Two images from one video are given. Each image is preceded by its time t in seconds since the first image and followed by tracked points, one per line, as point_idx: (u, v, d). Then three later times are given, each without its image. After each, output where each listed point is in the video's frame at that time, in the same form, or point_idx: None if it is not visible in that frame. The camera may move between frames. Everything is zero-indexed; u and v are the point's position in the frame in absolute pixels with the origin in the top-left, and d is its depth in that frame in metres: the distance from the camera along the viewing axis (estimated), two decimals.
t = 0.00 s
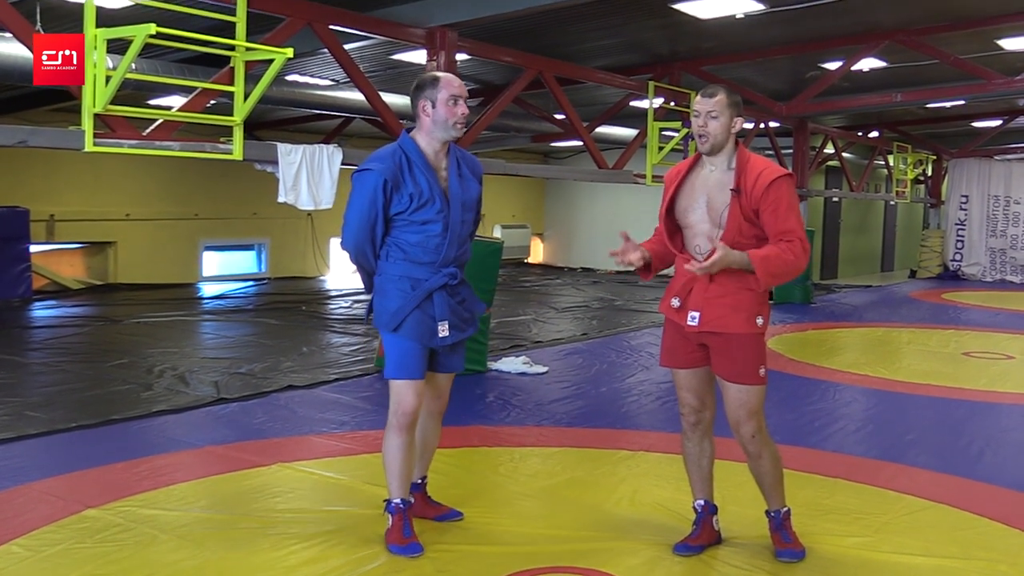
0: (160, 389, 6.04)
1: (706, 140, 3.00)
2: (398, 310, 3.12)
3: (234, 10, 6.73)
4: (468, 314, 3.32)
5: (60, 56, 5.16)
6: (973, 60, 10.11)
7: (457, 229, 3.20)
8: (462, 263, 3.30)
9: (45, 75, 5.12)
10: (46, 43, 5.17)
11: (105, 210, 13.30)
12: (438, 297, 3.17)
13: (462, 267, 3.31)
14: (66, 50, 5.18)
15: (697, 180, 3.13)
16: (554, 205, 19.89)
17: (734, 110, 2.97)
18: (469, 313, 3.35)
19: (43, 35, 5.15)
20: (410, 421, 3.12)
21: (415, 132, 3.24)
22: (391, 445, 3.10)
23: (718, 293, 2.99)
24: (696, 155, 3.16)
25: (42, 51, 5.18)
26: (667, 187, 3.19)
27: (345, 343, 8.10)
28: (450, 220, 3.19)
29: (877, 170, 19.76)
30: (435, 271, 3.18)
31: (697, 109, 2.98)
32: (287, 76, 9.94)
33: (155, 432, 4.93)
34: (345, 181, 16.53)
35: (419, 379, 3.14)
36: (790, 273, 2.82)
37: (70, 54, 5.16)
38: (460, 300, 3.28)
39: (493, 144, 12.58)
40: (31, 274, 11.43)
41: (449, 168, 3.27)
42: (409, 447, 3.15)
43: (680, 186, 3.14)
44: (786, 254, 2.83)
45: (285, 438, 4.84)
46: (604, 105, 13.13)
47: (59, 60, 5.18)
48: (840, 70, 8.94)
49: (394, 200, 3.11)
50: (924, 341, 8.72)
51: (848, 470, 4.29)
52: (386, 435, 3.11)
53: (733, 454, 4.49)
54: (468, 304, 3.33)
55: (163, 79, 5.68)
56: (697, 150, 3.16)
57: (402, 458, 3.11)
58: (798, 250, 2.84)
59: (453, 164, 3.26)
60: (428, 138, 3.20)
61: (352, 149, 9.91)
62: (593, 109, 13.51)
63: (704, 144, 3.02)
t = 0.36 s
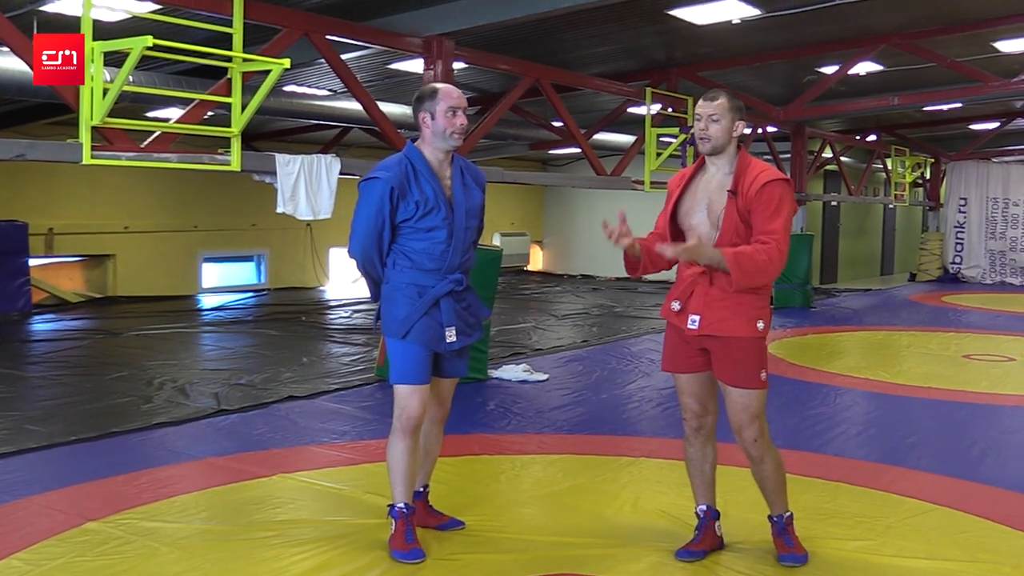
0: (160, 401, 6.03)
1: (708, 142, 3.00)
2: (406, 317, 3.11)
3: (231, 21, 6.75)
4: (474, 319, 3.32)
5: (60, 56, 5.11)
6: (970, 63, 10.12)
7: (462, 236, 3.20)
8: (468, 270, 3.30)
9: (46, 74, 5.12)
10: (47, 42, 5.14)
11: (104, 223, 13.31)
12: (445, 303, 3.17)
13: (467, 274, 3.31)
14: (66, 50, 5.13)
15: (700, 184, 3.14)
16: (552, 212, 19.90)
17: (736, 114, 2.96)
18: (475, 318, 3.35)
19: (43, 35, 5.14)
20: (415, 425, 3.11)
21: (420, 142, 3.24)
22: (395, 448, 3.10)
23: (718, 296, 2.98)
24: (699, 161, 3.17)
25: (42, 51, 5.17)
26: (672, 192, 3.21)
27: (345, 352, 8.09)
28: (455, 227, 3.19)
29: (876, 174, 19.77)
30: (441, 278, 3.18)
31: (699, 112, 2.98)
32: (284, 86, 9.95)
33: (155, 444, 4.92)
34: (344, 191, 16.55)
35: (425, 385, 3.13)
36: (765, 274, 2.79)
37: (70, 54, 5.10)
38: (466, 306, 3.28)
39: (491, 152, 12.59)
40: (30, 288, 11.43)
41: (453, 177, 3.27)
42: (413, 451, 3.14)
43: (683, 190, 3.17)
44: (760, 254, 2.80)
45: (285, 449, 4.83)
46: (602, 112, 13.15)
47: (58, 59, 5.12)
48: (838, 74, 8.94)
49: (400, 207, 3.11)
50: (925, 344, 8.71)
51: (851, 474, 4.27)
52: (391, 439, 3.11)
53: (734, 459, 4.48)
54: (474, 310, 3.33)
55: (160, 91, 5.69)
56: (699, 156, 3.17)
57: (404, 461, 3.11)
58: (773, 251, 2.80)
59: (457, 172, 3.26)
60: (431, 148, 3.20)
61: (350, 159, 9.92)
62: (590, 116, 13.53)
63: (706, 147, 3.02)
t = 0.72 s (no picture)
0: (161, 406, 6.02)
1: (704, 142, 3.01)
2: (410, 318, 3.12)
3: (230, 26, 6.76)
4: (478, 322, 3.32)
5: (60, 56, 5.09)
6: (969, 64, 10.12)
7: (469, 239, 3.21)
8: (473, 273, 3.30)
9: (46, 74, 5.13)
10: (47, 42, 5.11)
11: (104, 228, 13.31)
12: (449, 305, 3.17)
13: (472, 276, 3.31)
14: (66, 50, 5.10)
15: (696, 188, 3.12)
16: (553, 215, 19.91)
17: (732, 115, 2.98)
18: (479, 321, 3.35)
19: (43, 35, 5.10)
20: (415, 427, 3.11)
21: (427, 145, 3.25)
22: (395, 449, 3.10)
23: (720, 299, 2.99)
24: (693, 165, 3.16)
25: (42, 52, 5.14)
26: (666, 198, 3.18)
27: (346, 356, 8.08)
28: (461, 229, 3.19)
29: (875, 175, 19.77)
30: (446, 279, 3.18)
31: (696, 111, 2.98)
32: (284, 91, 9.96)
33: (156, 449, 4.92)
34: (344, 195, 16.56)
35: (427, 385, 3.13)
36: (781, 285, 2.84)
37: (70, 55, 5.09)
38: (470, 308, 3.29)
39: (490, 156, 12.59)
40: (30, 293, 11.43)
41: (461, 180, 3.27)
42: (413, 453, 3.14)
43: (679, 195, 3.14)
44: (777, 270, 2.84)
45: (287, 453, 4.82)
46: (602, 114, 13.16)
47: (59, 59, 5.10)
48: (837, 76, 8.95)
49: (408, 209, 3.11)
50: (926, 345, 8.70)
51: (853, 475, 4.26)
52: (391, 440, 3.12)
53: (736, 460, 4.47)
54: (479, 312, 3.33)
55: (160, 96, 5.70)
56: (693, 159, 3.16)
57: (404, 463, 3.11)
58: (784, 261, 2.84)
59: (464, 176, 3.26)
60: (438, 151, 3.21)
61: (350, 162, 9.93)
62: (590, 119, 13.54)
63: (702, 147, 3.02)
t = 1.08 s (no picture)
0: (164, 406, 6.03)
1: (704, 142, 3.00)
2: (413, 316, 3.12)
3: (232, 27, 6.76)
4: (481, 321, 3.32)
5: (60, 56, 5.15)
6: (972, 61, 10.10)
7: (472, 237, 3.20)
8: (476, 272, 3.29)
9: (45, 74, 5.17)
10: (46, 42, 5.15)
11: (107, 229, 13.33)
12: (452, 304, 3.17)
13: (476, 276, 3.31)
14: (66, 50, 5.17)
15: (697, 186, 3.11)
16: (555, 214, 19.91)
17: (731, 114, 2.98)
18: (483, 320, 3.35)
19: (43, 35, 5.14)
20: (417, 426, 3.11)
21: (432, 144, 3.25)
22: (397, 448, 3.10)
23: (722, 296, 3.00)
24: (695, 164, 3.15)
25: (42, 51, 5.18)
26: (669, 197, 3.17)
27: (349, 356, 8.09)
28: (464, 228, 3.19)
29: (878, 173, 19.74)
30: (449, 278, 3.18)
31: (694, 111, 2.98)
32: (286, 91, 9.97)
33: (160, 450, 4.92)
34: (346, 195, 16.57)
35: (430, 384, 3.13)
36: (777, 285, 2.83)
37: (70, 54, 5.15)
38: (474, 307, 3.28)
39: (493, 155, 12.59)
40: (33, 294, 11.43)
41: (465, 179, 3.27)
42: (416, 452, 3.14)
43: (681, 193, 3.13)
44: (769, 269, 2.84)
45: (290, 453, 4.82)
46: (604, 113, 13.16)
47: (58, 59, 5.17)
48: (839, 73, 8.93)
49: (410, 207, 3.11)
50: (929, 343, 8.69)
51: (857, 473, 4.25)
52: (393, 439, 3.11)
53: (740, 458, 4.46)
54: (483, 311, 3.33)
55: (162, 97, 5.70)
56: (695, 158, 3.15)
57: (407, 462, 3.10)
58: (779, 259, 2.84)
59: (467, 174, 3.26)
60: (443, 151, 3.20)
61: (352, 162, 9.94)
62: (592, 117, 13.54)
63: (702, 147, 3.01)
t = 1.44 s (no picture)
0: (169, 395, 6.06)
1: (719, 131, 3.01)
2: (415, 306, 3.12)
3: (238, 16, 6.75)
4: (486, 312, 3.31)
5: (59, 56, 5.41)
6: (979, 54, 10.05)
7: (476, 228, 3.20)
8: (481, 262, 3.29)
9: (46, 74, 5.35)
10: (46, 43, 5.34)
11: (112, 218, 13.35)
12: (455, 294, 3.17)
13: (480, 266, 3.30)
14: (66, 50, 5.42)
15: (715, 176, 3.12)
16: (560, 205, 19.89)
17: (747, 103, 2.97)
18: (487, 312, 3.34)
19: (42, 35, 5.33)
20: (420, 416, 3.13)
21: (438, 135, 3.25)
22: (400, 438, 3.12)
23: (729, 285, 2.98)
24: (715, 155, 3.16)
25: (41, 52, 5.37)
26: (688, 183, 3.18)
27: (353, 346, 8.10)
28: (468, 219, 3.18)
29: (884, 166, 19.67)
30: (452, 269, 3.18)
31: (709, 102, 3.00)
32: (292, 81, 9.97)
33: (165, 438, 4.94)
34: (351, 185, 16.57)
35: (431, 374, 3.14)
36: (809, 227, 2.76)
37: (70, 54, 5.41)
38: (477, 298, 3.28)
39: (498, 146, 12.58)
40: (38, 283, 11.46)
41: (470, 170, 3.26)
42: (419, 441, 3.16)
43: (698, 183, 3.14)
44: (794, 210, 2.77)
45: (295, 442, 4.84)
46: (609, 104, 13.12)
47: (58, 59, 5.43)
48: (846, 66, 8.90)
49: (413, 197, 3.12)
50: (933, 336, 8.68)
51: (861, 467, 4.25)
52: (396, 429, 3.13)
53: (744, 450, 4.47)
54: (487, 302, 3.32)
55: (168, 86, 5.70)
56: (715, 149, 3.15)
57: (410, 452, 3.12)
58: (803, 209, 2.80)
59: (473, 165, 3.25)
60: (448, 142, 3.21)
61: (358, 152, 9.93)
62: (597, 109, 13.52)
63: (717, 136, 3.02)
